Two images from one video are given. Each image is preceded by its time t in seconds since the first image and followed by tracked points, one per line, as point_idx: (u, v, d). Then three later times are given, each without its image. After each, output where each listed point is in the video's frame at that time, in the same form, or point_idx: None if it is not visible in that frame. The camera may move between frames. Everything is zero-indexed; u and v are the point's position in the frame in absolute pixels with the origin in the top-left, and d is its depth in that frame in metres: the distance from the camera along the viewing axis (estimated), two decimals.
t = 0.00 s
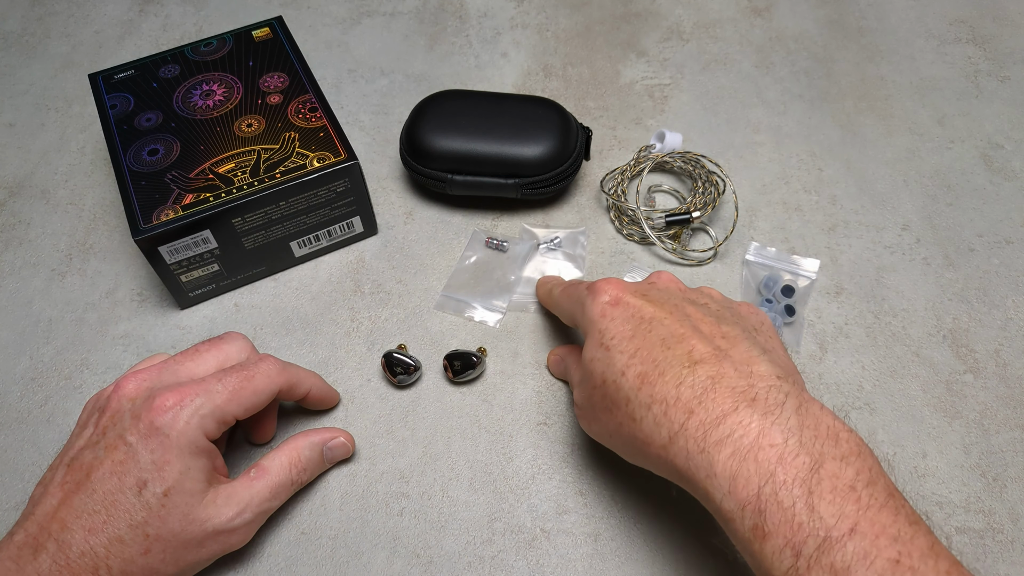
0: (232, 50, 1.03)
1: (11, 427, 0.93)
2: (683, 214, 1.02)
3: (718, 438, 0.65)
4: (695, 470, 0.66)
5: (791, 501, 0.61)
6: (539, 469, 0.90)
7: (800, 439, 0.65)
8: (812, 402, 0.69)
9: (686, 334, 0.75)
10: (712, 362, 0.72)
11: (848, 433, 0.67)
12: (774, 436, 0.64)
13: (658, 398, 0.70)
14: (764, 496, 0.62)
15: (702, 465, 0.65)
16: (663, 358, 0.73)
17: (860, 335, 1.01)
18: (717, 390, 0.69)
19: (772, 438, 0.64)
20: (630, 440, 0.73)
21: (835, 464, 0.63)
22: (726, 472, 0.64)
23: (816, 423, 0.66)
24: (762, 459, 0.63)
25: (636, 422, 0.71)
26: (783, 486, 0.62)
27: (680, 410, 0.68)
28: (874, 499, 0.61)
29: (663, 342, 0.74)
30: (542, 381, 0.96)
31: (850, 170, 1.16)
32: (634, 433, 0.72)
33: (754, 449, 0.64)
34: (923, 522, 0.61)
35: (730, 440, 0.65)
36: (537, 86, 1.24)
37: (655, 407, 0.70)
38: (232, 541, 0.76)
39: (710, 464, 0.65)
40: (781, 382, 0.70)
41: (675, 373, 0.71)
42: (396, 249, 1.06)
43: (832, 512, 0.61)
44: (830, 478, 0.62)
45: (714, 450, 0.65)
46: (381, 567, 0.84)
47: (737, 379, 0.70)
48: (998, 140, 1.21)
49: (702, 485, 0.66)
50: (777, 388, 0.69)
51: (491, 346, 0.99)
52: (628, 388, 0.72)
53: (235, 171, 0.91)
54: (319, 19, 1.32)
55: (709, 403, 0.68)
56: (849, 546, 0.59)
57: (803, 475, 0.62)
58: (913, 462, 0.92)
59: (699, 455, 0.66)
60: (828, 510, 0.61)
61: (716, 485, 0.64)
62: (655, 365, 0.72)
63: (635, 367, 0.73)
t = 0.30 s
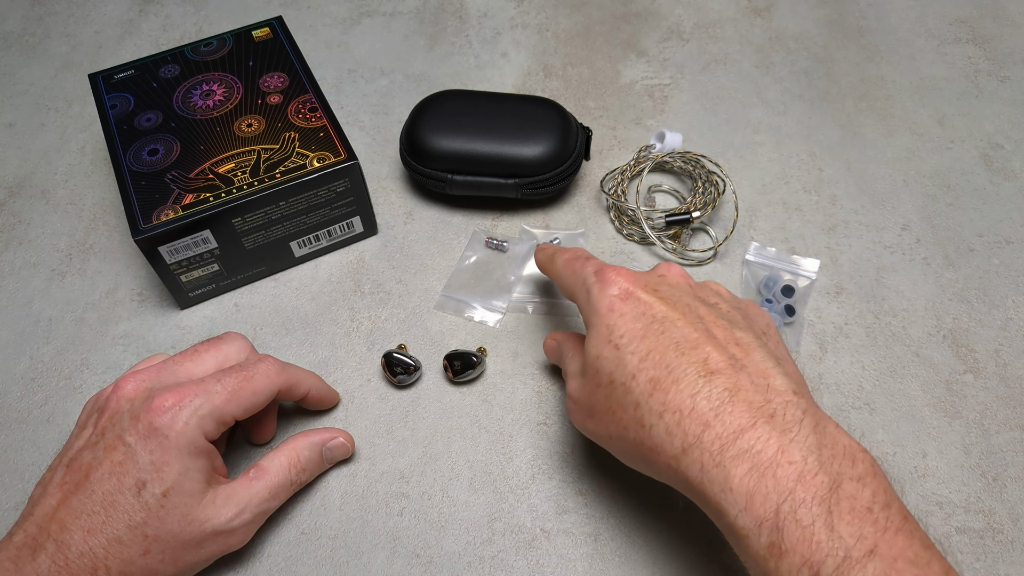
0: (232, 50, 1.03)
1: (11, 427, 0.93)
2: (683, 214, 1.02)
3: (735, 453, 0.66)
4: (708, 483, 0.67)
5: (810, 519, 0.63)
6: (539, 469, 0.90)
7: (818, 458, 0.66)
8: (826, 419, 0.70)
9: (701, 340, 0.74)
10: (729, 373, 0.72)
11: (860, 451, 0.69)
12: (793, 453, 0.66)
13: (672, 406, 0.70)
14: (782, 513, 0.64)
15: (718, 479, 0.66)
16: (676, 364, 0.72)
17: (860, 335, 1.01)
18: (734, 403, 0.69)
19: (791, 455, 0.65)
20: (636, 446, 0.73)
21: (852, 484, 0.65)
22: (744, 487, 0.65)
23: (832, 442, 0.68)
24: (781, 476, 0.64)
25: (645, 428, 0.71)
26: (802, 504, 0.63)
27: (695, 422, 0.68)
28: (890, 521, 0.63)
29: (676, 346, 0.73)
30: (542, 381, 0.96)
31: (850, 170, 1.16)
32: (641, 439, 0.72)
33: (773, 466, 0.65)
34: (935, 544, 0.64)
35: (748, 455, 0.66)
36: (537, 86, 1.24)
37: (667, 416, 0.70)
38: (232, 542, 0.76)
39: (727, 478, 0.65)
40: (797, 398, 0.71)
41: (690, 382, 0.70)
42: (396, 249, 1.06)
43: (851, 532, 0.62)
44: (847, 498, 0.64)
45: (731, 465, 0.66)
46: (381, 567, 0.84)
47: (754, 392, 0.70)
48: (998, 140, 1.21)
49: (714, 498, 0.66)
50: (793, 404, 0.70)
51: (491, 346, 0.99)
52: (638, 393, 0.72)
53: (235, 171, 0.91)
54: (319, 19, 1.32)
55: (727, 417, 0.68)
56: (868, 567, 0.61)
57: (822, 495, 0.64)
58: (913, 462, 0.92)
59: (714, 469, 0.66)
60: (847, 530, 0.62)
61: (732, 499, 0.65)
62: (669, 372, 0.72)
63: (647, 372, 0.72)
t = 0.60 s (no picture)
0: (232, 50, 1.03)
1: (11, 427, 0.93)
2: (683, 214, 1.02)
3: (783, 467, 0.67)
4: (747, 492, 0.67)
5: (851, 538, 0.65)
6: (539, 469, 0.90)
7: (857, 482, 0.68)
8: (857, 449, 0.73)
9: (751, 354, 0.74)
10: (777, 391, 0.72)
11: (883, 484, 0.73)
12: (835, 476, 0.68)
13: (719, 412, 0.69)
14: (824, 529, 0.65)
15: (762, 490, 0.66)
16: (730, 370, 0.71)
17: (860, 335, 1.01)
18: (783, 421, 0.69)
19: (835, 476, 0.68)
20: (670, 444, 0.71)
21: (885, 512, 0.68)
22: (787, 501, 0.66)
23: (864, 470, 0.71)
24: (824, 494, 0.66)
25: (686, 427, 0.70)
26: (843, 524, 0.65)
27: (743, 431, 0.68)
28: (920, 550, 0.66)
29: (728, 353, 0.73)
30: (542, 381, 0.96)
31: (850, 170, 1.16)
32: (679, 437, 0.70)
33: (817, 484, 0.67)
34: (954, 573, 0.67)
35: (794, 471, 0.67)
36: (537, 86, 1.24)
37: (714, 420, 0.69)
38: (230, 542, 0.75)
39: (772, 490, 0.66)
40: (835, 428, 0.73)
41: (742, 391, 0.70)
42: (396, 249, 1.06)
43: (889, 554, 0.65)
44: (881, 522, 0.67)
45: (779, 478, 0.66)
46: (381, 567, 0.84)
47: (800, 414, 0.71)
48: (998, 140, 1.21)
49: (753, 506, 0.67)
50: (832, 431, 0.72)
51: (491, 346, 0.99)
52: (683, 391, 0.71)
53: (235, 171, 0.91)
54: (319, 19, 1.32)
55: (776, 432, 0.68)
56: None
57: (862, 517, 0.66)
58: (913, 462, 0.92)
59: (760, 479, 0.67)
60: (886, 552, 0.65)
61: (772, 512, 0.66)
62: (719, 376, 0.71)
63: (696, 372, 0.71)
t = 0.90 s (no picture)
0: (232, 50, 1.03)
1: (11, 427, 0.93)
2: (683, 214, 1.02)
3: (778, 503, 0.68)
4: (745, 528, 0.68)
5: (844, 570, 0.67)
6: (539, 469, 0.90)
7: (847, 511, 0.70)
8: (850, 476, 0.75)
9: (752, 388, 0.73)
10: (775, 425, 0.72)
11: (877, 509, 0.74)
12: (828, 507, 0.69)
13: (718, 450, 0.69)
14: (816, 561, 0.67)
15: (757, 528, 0.68)
16: (727, 405, 0.71)
17: (860, 334, 1.01)
18: (779, 457, 0.70)
19: (827, 509, 0.69)
20: (671, 475, 0.71)
21: (878, 539, 0.70)
22: (782, 539, 0.67)
23: (859, 498, 0.72)
24: (814, 526, 0.68)
25: (684, 461, 0.70)
26: (836, 556, 0.67)
27: (740, 469, 0.69)
28: None
29: (728, 388, 0.71)
30: (542, 381, 0.96)
31: (850, 170, 1.16)
32: (679, 471, 0.70)
33: (809, 517, 0.68)
34: None
35: (788, 505, 0.68)
36: (537, 86, 1.24)
37: (713, 457, 0.69)
38: (229, 541, 0.75)
39: (768, 526, 0.68)
40: (830, 457, 0.74)
41: (739, 429, 0.70)
42: (396, 249, 1.06)
43: None
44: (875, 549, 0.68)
45: (773, 513, 0.68)
46: (381, 567, 0.84)
47: (796, 448, 0.72)
48: (998, 140, 1.21)
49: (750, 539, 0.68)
50: (827, 463, 0.73)
51: (491, 346, 0.99)
52: (682, 426, 0.70)
53: (235, 171, 0.91)
54: (319, 19, 1.32)
55: (771, 469, 0.69)
56: None
57: (853, 549, 0.68)
58: (913, 462, 0.92)
59: (756, 514, 0.68)
60: None
61: (768, 549, 0.67)
62: (717, 413, 0.70)
63: (696, 407, 0.70)
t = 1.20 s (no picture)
0: (232, 50, 1.03)
1: (11, 427, 0.93)
2: (683, 214, 1.02)
3: (745, 568, 0.69)
4: None
5: None
6: (539, 469, 0.90)
7: (810, 566, 0.70)
8: (818, 527, 0.75)
9: (728, 457, 0.73)
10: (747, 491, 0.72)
11: (841, 555, 0.74)
12: (788, 563, 0.70)
13: (691, 519, 0.71)
14: None
15: None
16: (704, 478, 0.72)
17: (860, 334, 1.01)
18: (748, 523, 0.71)
19: (787, 565, 0.70)
20: (648, 532, 0.74)
21: None
22: None
23: (822, 549, 0.72)
24: None
25: (662, 526, 0.72)
26: None
27: (710, 537, 0.70)
28: None
29: (705, 460, 0.72)
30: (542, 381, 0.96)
31: (850, 170, 1.16)
32: (656, 532, 0.73)
33: None
34: None
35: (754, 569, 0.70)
36: (537, 86, 1.24)
37: (686, 526, 0.71)
38: (225, 540, 0.75)
39: None
40: (800, 514, 0.73)
41: (713, 498, 0.71)
42: (396, 249, 1.06)
43: None
44: None
45: None
46: (381, 567, 0.84)
47: (766, 510, 0.72)
48: (998, 140, 1.21)
49: None
50: (795, 519, 0.73)
51: (491, 346, 0.99)
52: (660, 497, 0.72)
53: (235, 171, 0.91)
54: (319, 19, 1.32)
55: (739, 537, 0.70)
56: None
57: None
58: (913, 462, 0.92)
59: None
60: None
61: None
62: (693, 486, 0.71)
63: (674, 481, 0.72)
